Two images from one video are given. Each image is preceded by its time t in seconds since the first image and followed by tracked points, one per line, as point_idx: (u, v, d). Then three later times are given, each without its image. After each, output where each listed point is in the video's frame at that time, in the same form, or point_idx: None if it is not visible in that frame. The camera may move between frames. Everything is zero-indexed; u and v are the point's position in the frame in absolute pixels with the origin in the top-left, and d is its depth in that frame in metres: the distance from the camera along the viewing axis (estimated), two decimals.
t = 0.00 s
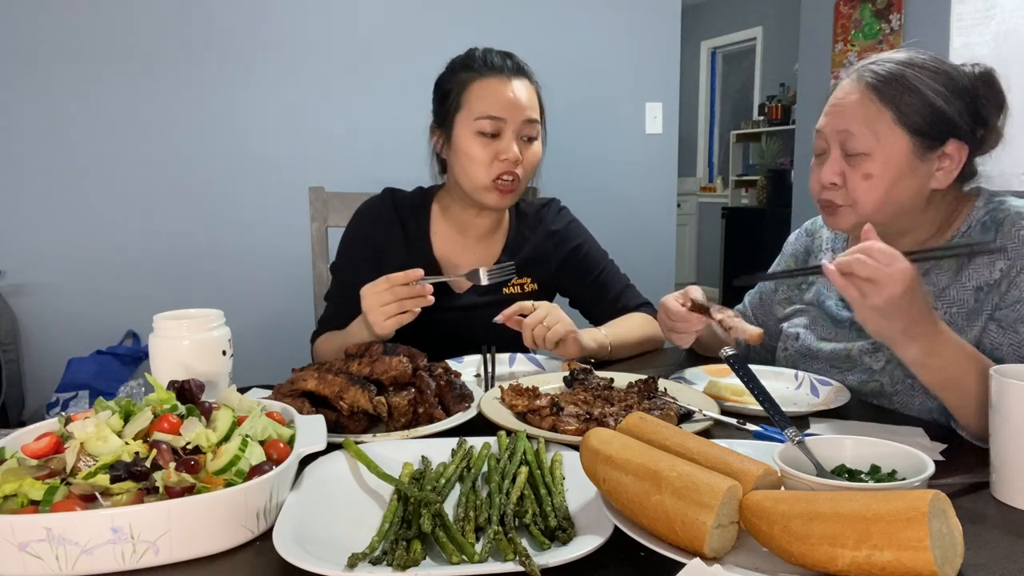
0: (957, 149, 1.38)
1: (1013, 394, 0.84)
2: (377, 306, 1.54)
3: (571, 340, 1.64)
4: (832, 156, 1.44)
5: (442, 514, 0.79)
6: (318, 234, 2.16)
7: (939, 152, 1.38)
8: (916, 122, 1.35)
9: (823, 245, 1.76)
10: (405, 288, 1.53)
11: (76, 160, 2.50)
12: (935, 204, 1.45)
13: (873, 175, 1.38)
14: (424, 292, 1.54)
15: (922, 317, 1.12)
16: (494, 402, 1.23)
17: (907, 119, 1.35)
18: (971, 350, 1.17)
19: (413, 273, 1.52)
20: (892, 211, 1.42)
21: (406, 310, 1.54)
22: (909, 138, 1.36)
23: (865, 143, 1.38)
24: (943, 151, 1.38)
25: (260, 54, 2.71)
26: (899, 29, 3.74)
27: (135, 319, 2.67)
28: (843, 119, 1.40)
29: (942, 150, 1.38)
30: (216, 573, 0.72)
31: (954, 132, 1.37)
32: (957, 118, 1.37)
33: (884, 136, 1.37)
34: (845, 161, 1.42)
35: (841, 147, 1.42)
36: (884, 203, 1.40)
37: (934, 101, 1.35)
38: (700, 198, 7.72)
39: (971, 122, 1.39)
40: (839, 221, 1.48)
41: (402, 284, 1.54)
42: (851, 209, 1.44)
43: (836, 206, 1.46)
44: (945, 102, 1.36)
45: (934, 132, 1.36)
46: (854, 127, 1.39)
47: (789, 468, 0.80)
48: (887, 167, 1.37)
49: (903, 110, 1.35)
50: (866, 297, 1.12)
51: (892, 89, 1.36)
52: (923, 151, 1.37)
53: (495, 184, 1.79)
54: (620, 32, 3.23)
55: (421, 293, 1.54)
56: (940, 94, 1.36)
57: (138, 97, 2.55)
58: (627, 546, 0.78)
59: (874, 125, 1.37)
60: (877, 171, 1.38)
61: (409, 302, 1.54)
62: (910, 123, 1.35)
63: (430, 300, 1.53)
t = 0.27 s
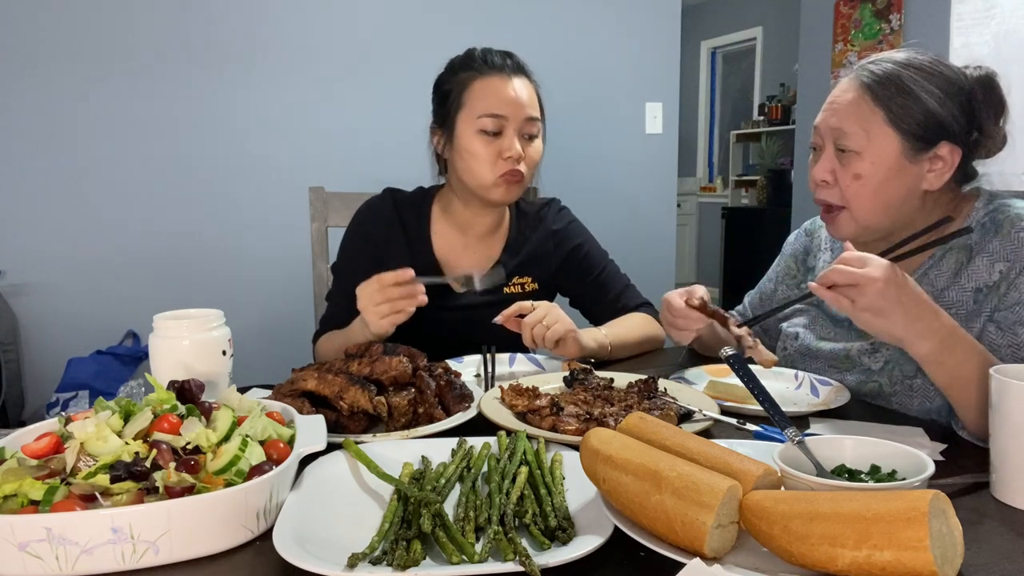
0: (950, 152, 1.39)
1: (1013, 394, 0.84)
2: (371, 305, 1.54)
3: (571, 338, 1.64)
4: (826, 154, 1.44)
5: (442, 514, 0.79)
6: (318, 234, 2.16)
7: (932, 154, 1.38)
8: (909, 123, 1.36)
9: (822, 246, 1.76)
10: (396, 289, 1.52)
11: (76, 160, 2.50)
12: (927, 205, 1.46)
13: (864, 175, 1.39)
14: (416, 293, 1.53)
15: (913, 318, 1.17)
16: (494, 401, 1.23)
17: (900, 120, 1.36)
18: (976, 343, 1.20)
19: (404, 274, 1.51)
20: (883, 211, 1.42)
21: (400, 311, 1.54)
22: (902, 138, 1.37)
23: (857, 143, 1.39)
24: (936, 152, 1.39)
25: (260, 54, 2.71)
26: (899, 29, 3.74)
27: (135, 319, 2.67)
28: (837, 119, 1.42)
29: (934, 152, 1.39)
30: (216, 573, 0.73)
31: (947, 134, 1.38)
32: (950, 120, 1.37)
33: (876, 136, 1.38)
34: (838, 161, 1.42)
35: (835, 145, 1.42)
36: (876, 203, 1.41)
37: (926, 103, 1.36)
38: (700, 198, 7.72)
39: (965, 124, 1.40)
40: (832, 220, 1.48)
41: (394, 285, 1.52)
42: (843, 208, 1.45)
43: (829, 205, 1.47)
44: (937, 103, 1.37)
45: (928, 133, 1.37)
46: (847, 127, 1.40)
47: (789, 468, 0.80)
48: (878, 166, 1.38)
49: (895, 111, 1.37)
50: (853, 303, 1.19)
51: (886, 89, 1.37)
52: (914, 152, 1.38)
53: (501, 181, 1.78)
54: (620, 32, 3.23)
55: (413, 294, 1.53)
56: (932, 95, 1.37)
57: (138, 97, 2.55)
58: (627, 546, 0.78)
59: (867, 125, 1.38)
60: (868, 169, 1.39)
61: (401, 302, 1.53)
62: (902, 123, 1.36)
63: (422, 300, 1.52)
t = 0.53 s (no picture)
0: (951, 150, 1.39)
1: (1012, 393, 0.84)
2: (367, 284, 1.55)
3: (568, 336, 1.64)
4: (827, 160, 1.43)
5: (442, 513, 0.79)
6: (318, 234, 2.16)
7: (933, 154, 1.38)
8: (910, 127, 1.35)
9: (820, 246, 1.76)
10: (390, 263, 1.53)
11: (76, 160, 2.50)
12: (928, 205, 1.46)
13: (867, 179, 1.38)
14: (411, 266, 1.54)
15: (910, 329, 1.15)
16: (494, 402, 1.23)
17: (901, 124, 1.35)
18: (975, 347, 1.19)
19: (397, 246, 1.52)
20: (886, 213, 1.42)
21: (397, 287, 1.55)
22: (904, 141, 1.36)
23: (858, 148, 1.38)
24: (937, 152, 1.38)
25: (259, 54, 2.71)
26: (899, 29, 3.74)
27: (135, 319, 2.67)
28: (836, 124, 1.40)
29: (935, 152, 1.38)
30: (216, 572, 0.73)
31: (947, 133, 1.38)
32: (948, 119, 1.37)
33: (877, 140, 1.37)
34: (840, 166, 1.41)
35: (835, 151, 1.41)
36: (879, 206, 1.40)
37: (925, 104, 1.36)
38: (700, 198, 7.72)
39: (963, 122, 1.40)
40: (835, 224, 1.48)
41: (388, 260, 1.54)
42: (845, 211, 1.44)
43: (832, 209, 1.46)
44: (936, 104, 1.36)
45: (928, 135, 1.36)
46: (847, 132, 1.39)
47: (789, 468, 0.80)
48: (882, 170, 1.37)
49: (895, 114, 1.35)
50: (846, 317, 1.18)
51: (886, 93, 1.36)
52: (915, 153, 1.37)
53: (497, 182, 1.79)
54: (620, 33, 3.23)
55: (408, 267, 1.54)
56: (931, 96, 1.37)
57: (138, 97, 2.55)
58: (627, 546, 0.78)
59: (867, 130, 1.37)
60: (872, 174, 1.38)
61: (396, 276, 1.54)
62: (902, 125, 1.35)
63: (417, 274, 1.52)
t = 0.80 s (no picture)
0: (945, 151, 1.39)
1: (1013, 394, 0.84)
2: (371, 309, 1.54)
3: (568, 332, 1.63)
4: (822, 164, 1.43)
5: (442, 513, 0.79)
6: (318, 234, 2.16)
7: (927, 155, 1.39)
8: (905, 129, 1.35)
9: (816, 247, 1.76)
10: (399, 295, 1.52)
11: (76, 160, 2.50)
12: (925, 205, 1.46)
13: (864, 183, 1.38)
14: (419, 299, 1.53)
15: (904, 326, 1.15)
16: (494, 401, 1.23)
17: (896, 126, 1.35)
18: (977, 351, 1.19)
19: (409, 281, 1.51)
20: (883, 216, 1.42)
21: (400, 316, 1.54)
22: (900, 144, 1.36)
23: (854, 152, 1.37)
24: (931, 153, 1.39)
25: (259, 54, 2.71)
26: (899, 29, 3.74)
27: (135, 319, 2.67)
28: (831, 128, 1.40)
29: (929, 153, 1.39)
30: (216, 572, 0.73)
31: (940, 134, 1.38)
32: (942, 120, 1.37)
33: (873, 144, 1.36)
34: (836, 170, 1.41)
35: (831, 155, 1.41)
36: (877, 209, 1.40)
37: (918, 106, 1.35)
38: (700, 198, 7.73)
39: (957, 122, 1.40)
40: (833, 228, 1.48)
41: (398, 291, 1.53)
42: (842, 215, 1.44)
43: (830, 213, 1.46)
44: (929, 106, 1.36)
45: (922, 137, 1.36)
46: (842, 137, 1.38)
47: (789, 468, 0.80)
48: (878, 174, 1.37)
49: (889, 117, 1.35)
50: (846, 300, 1.17)
51: (879, 96, 1.36)
52: (910, 155, 1.37)
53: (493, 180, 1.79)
54: (621, 33, 3.23)
55: (416, 301, 1.53)
56: (924, 98, 1.36)
57: (138, 97, 2.55)
58: (627, 546, 0.78)
59: (862, 134, 1.37)
60: (868, 178, 1.38)
61: (404, 307, 1.53)
62: (896, 128, 1.35)
63: (424, 308, 1.52)
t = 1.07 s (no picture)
0: (929, 157, 1.40)
1: (1012, 394, 0.84)
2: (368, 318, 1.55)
3: (569, 332, 1.63)
4: (805, 172, 1.45)
5: (442, 514, 0.79)
6: (319, 233, 2.16)
7: (911, 161, 1.40)
8: (886, 136, 1.37)
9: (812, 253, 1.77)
10: (397, 306, 1.52)
11: (76, 159, 2.50)
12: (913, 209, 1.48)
13: (845, 191, 1.40)
14: (416, 313, 1.53)
15: (925, 301, 1.18)
16: (494, 402, 1.23)
17: (876, 134, 1.37)
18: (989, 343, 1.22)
19: (408, 295, 1.51)
20: (867, 222, 1.43)
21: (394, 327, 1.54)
22: (881, 152, 1.37)
23: (836, 160, 1.39)
24: (915, 159, 1.40)
25: (259, 54, 2.71)
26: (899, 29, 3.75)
27: (135, 319, 2.67)
28: (813, 137, 1.42)
29: (912, 159, 1.40)
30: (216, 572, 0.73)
31: (924, 141, 1.39)
32: (926, 127, 1.38)
33: (854, 152, 1.38)
34: (818, 178, 1.43)
35: (813, 164, 1.43)
36: (860, 216, 1.42)
37: (900, 113, 1.37)
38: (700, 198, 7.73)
39: (942, 128, 1.41)
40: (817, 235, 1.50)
41: (396, 303, 1.53)
42: (826, 222, 1.46)
43: (814, 220, 1.48)
44: (911, 113, 1.38)
45: (905, 144, 1.38)
46: (823, 145, 1.40)
47: (789, 468, 0.80)
48: (858, 182, 1.39)
49: (871, 125, 1.37)
50: (875, 266, 1.20)
51: (860, 105, 1.37)
52: (893, 161, 1.39)
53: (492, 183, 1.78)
54: (621, 33, 3.23)
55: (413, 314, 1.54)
56: (906, 106, 1.38)
57: (137, 96, 2.55)
58: (627, 546, 0.78)
59: (843, 142, 1.38)
60: (849, 186, 1.39)
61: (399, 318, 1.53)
62: (878, 136, 1.37)
63: (420, 322, 1.52)
